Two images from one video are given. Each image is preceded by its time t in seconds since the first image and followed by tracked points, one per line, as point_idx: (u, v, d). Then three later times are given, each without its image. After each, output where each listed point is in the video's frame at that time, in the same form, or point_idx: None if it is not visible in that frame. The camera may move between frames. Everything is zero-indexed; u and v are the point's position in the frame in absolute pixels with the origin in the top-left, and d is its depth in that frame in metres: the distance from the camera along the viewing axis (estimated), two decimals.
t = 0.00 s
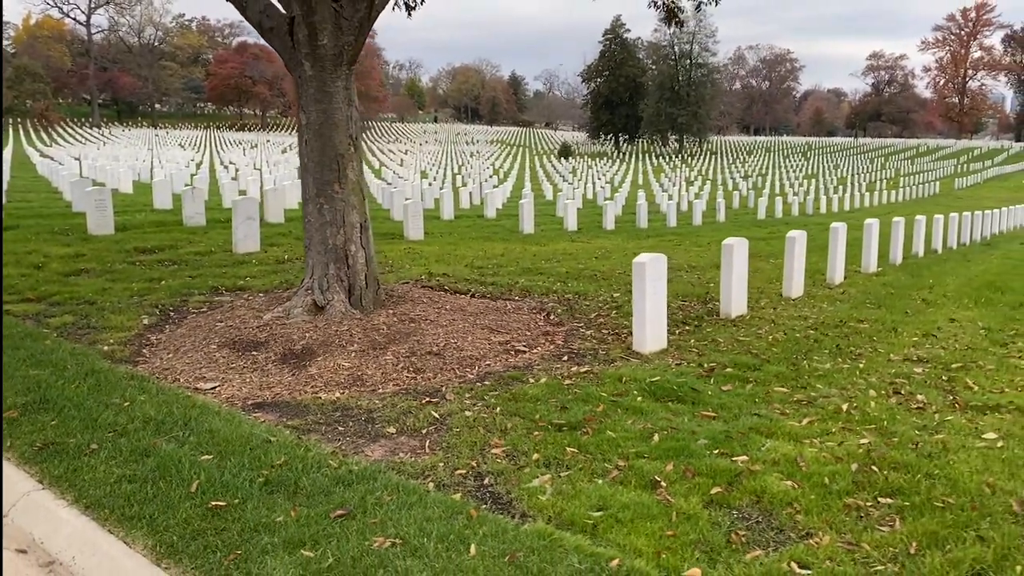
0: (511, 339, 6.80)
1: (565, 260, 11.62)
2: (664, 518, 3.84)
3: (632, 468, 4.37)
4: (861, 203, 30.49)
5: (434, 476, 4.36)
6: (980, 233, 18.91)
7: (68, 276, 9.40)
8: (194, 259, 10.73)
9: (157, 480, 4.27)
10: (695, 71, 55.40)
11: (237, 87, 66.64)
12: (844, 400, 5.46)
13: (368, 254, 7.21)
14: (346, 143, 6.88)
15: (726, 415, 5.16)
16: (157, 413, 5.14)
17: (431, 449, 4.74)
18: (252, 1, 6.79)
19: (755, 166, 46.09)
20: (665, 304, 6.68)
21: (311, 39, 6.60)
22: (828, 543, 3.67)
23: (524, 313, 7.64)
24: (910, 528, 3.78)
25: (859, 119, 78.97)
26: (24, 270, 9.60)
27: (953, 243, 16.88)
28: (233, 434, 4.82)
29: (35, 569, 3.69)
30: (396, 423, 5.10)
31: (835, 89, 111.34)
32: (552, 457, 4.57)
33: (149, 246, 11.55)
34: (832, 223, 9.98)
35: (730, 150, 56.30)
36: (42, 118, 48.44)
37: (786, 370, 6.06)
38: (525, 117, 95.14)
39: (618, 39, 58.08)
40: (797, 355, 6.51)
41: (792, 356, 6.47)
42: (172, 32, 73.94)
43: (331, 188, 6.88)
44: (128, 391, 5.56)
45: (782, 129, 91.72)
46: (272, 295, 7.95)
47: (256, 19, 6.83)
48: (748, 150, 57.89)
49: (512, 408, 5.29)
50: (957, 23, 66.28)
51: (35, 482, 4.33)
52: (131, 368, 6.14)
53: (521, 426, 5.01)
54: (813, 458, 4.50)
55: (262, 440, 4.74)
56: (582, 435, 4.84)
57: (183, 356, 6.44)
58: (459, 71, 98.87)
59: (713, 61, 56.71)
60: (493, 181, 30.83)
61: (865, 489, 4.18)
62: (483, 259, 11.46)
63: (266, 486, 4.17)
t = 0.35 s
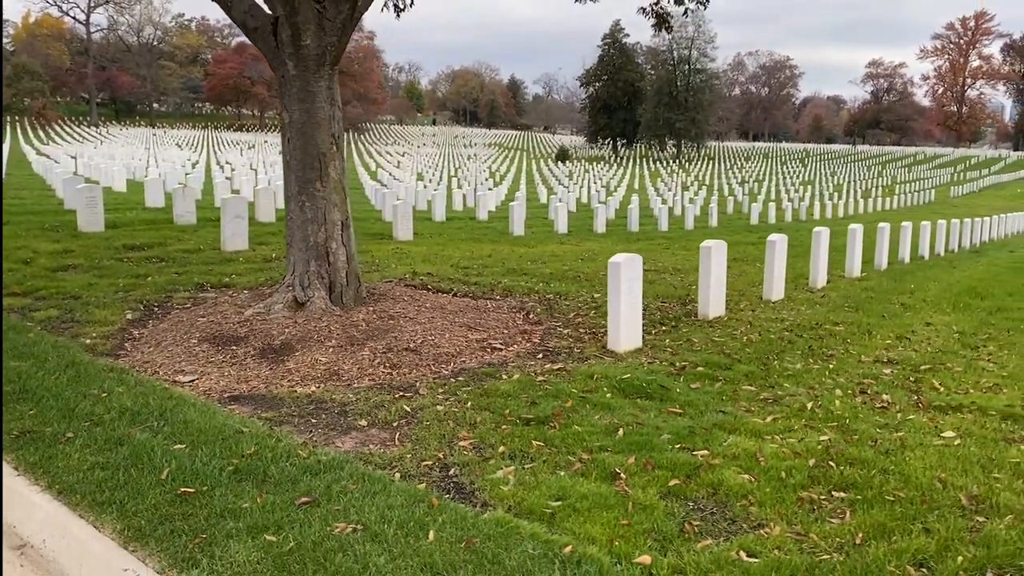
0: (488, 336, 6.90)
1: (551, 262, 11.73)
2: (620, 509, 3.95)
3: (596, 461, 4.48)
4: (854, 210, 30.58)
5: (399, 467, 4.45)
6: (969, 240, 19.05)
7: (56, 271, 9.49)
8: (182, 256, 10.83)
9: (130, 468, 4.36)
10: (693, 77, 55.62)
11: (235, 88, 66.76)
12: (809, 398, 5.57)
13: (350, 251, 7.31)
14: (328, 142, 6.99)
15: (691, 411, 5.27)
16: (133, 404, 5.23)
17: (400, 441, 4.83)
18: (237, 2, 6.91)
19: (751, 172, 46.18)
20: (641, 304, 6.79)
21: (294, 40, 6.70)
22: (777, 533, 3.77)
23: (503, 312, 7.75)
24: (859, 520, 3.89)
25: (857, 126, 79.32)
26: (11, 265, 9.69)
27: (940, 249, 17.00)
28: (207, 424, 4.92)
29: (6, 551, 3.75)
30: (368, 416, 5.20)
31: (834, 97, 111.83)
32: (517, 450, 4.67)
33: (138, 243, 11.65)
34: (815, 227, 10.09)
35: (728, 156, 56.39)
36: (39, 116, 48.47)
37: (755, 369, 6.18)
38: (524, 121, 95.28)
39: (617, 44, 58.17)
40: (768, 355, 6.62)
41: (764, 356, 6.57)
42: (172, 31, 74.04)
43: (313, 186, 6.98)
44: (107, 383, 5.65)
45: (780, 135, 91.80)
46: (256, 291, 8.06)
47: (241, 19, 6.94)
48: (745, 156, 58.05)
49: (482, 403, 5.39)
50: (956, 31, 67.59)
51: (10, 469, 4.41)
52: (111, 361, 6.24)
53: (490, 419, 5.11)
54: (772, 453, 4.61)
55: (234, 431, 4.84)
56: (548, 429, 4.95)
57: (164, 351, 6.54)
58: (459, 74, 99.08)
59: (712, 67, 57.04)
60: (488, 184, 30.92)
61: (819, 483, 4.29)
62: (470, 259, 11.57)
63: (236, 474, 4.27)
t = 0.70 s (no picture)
0: (463, 335, 7.02)
1: (535, 264, 11.86)
2: (572, 499, 4.09)
3: (554, 455, 4.61)
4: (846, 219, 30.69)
5: (363, 458, 4.58)
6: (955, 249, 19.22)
7: (42, 268, 9.62)
8: (169, 254, 10.96)
9: (100, 456, 4.48)
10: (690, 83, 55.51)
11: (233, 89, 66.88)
12: (770, 398, 5.70)
13: (328, 250, 7.44)
14: (308, 143, 7.12)
15: (654, 408, 5.40)
16: (108, 396, 5.35)
17: (366, 434, 4.96)
18: (221, 5, 7.06)
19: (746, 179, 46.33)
20: (612, 305, 6.93)
21: (275, 42, 6.84)
22: (723, 524, 3.91)
23: (481, 313, 7.87)
24: (803, 512, 4.02)
25: (854, 135, 79.64)
26: None
27: (924, 257, 17.15)
28: (179, 416, 5.05)
29: None
30: (337, 410, 5.32)
31: (831, 105, 112.16)
32: (479, 444, 4.80)
33: (127, 241, 11.78)
34: (794, 233, 10.23)
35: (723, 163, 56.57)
36: (36, 114, 48.55)
37: (720, 370, 6.32)
38: (522, 125, 95.39)
39: (614, 51, 58.67)
40: (736, 356, 6.76)
41: (731, 358, 6.71)
42: (171, 32, 74.21)
43: (292, 186, 7.11)
44: (84, 375, 5.78)
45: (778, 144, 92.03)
46: (238, 290, 8.18)
47: (224, 21, 7.08)
48: (742, 163, 58.22)
49: (450, 399, 5.51)
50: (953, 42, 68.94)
51: None
52: (90, 355, 6.36)
53: (456, 415, 5.24)
54: (726, 449, 4.75)
55: (205, 422, 4.96)
56: (511, 425, 5.07)
57: (143, 345, 6.67)
58: (457, 79, 99.36)
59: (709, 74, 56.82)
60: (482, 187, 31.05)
61: (769, 478, 4.42)
62: (455, 261, 11.70)
63: (202, 463, 4.39)
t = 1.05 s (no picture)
0: (438, 334, 7.14)
1: (517, 266, 11.98)
2: (530, 490, 4.22)
3: (516, 448, 4.74)
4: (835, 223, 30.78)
5: (330, 450, 4.70)
6: (938, 254, 19.41)
7: (26, 266, 9.71)
8: (153, 253, 11.06)
9: (72, 448, 4.59)
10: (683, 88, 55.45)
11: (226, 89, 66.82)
12: (733, 395, 5.85)
13: (307, 249, 7.56)
14: (287, 143, 7.24)
15: (618, 405, 5.53)
16: (84, 390, 5.46)
17: (335, 428, 5.08)
18: (202, 7, 7.19)
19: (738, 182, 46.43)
20: (585, 305, 7.06)
21: (255, 44, 6.97)
22: (673, 515, 4.05)
23: (457, 312, 7.98)
24: (754, 504, 4.16)
25: (847, 140, 79.86)
26: None
27: (907, 261, 17.31)
28: (153, 410, 5.16)
29: None
30: (309, 405, 5.43)
31: (825, 110, 112.36)
32: (445, 437, 4.92)
33: (113, 240, 11.87)
34: (772, 236, 10.38)
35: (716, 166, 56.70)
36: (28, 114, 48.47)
37: (688, 369, 6.44)
38: (516, 128, 95.48)
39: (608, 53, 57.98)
40: (704, 356, 6.89)
41: (700, 357, 6.85)
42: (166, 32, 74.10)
43: (271, 186, 7.23)
44: (61, 371, 5.88)
45: (771, 148, 92.20)
46: (218, 288, 8.29)
47: (205, 23, 7.21)
48: (734, 167, 58.42)
49: (419, 395, 5.63)
50: (945, 48, 69.48)
51: None
52: (69, 351, 6.47)
53: (425, 409, 5.36)
54: (684, 444, 4.89)
55: (177, 416, 5.07)
56: (477, 420, 5.20)
57: (122, 342, 6.78)
58: (452, 81, 99.45)
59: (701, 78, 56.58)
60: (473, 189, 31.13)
61: (724, 471, 4.56)
62: (437, 261, 11.80)
63: (172, 455, 4.51)
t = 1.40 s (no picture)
0: (410, 329, 7.27)
1: (496, 265, 12.12)
2: (486, 476, 4.37)
3: (476, 438, 4.89)
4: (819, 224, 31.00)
5: (295, 440, 4.84)
6: (915, 255, 19.65)
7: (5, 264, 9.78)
8: (134, 252, 11.16)
9: (42, 437, 4.70)
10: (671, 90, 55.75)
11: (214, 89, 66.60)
12: (692, 388, 6.02)
13: (282, 247, 7.69)
14: (262, 143, 7.37)
15: (580, 398, 5.69)
16: (57, 384, 5.57)
17: (302, 419, 5.22)
18: (178, 8, 7.32)
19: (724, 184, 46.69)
20: (554, 301, 7.22)
21: (229, 45, 7.10)
22: (622, 500, 4.20)
23: (431, 309, 8.11)
24: (700, 489, 4.33)
25: (835, 142, 80.34)
26: None
27: (884, 263, 17.51)
28: (123, 402, 5.28)
29: None
30: (277, 398, 5.57)
31: (813, 113, 112.97)
32: (408, 427, 5.06)
33: (94, 238, 11.96)
34: (745, 237, 10.57)
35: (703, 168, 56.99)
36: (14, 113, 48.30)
37: (652, 364, 6.61)
38: (505, 130, 95.56)
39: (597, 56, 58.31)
40: (669, 352, 7.06)
41: (664, 352, 7.01)
42: (154, 32, 73.86)
43: (245, 185, 7.36)
44: (35, 364, 5.98)
45: (760, 150, 92.58)
46: (194, 285, 8.40)
47: (181, 24, 7.34)
48: (721, 170, 58.76)
49: (387, 387, 5.77)
50: (931, 52, 70.13)
51: None
52: (44, 346, 6.58)
53: (390, 401, 5.49)
54: (640, 434, 5.06)
55: (147, 408, 5.19)
56: (441, 411, 5.34)
57: (97, 337, 6.89)
58: (442, 82, 99.46)
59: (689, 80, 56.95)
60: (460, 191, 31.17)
61: (675, 460, 4.72)
62: (416, 260, 11.93)
63: (140, 445, 4.63)
